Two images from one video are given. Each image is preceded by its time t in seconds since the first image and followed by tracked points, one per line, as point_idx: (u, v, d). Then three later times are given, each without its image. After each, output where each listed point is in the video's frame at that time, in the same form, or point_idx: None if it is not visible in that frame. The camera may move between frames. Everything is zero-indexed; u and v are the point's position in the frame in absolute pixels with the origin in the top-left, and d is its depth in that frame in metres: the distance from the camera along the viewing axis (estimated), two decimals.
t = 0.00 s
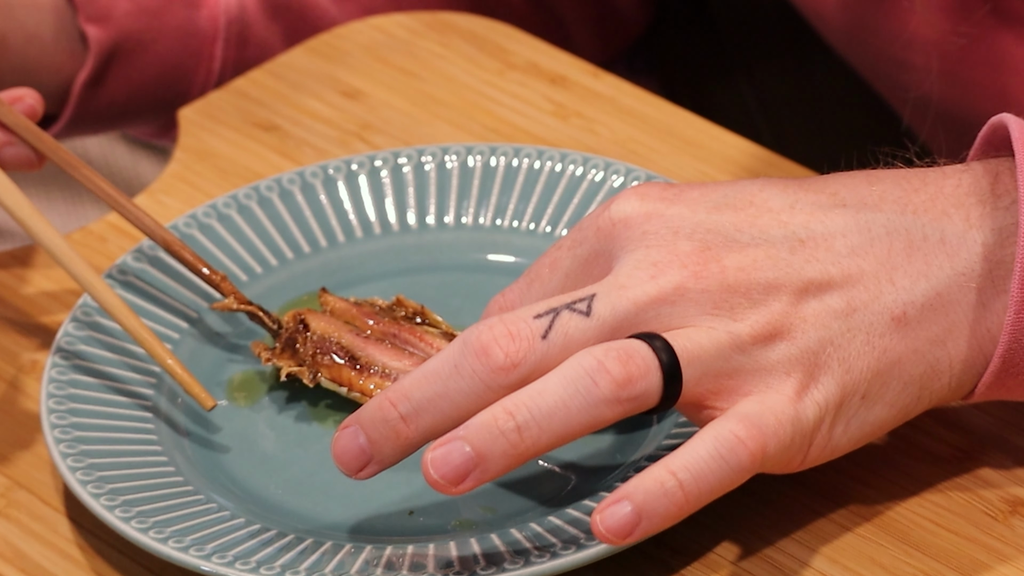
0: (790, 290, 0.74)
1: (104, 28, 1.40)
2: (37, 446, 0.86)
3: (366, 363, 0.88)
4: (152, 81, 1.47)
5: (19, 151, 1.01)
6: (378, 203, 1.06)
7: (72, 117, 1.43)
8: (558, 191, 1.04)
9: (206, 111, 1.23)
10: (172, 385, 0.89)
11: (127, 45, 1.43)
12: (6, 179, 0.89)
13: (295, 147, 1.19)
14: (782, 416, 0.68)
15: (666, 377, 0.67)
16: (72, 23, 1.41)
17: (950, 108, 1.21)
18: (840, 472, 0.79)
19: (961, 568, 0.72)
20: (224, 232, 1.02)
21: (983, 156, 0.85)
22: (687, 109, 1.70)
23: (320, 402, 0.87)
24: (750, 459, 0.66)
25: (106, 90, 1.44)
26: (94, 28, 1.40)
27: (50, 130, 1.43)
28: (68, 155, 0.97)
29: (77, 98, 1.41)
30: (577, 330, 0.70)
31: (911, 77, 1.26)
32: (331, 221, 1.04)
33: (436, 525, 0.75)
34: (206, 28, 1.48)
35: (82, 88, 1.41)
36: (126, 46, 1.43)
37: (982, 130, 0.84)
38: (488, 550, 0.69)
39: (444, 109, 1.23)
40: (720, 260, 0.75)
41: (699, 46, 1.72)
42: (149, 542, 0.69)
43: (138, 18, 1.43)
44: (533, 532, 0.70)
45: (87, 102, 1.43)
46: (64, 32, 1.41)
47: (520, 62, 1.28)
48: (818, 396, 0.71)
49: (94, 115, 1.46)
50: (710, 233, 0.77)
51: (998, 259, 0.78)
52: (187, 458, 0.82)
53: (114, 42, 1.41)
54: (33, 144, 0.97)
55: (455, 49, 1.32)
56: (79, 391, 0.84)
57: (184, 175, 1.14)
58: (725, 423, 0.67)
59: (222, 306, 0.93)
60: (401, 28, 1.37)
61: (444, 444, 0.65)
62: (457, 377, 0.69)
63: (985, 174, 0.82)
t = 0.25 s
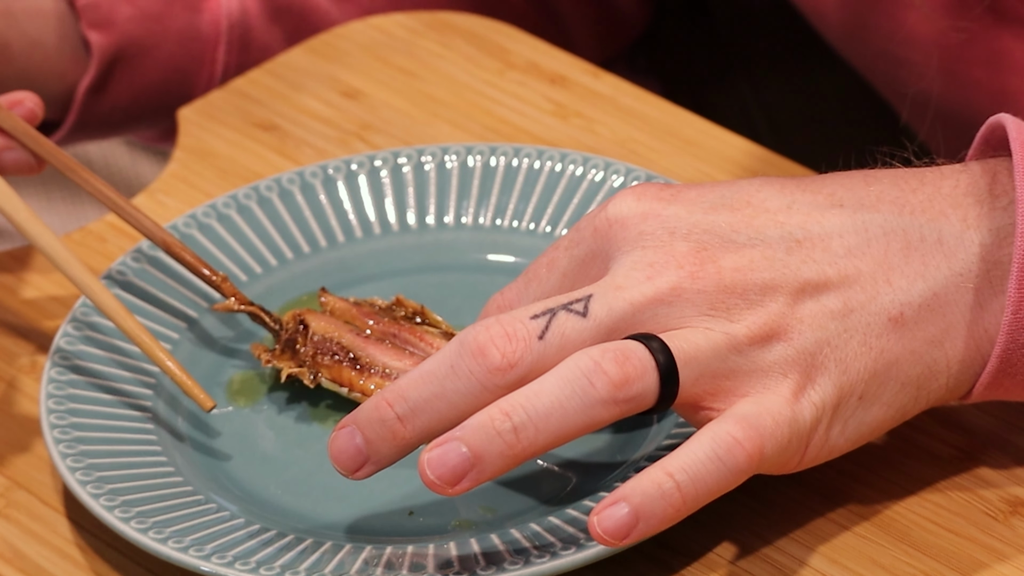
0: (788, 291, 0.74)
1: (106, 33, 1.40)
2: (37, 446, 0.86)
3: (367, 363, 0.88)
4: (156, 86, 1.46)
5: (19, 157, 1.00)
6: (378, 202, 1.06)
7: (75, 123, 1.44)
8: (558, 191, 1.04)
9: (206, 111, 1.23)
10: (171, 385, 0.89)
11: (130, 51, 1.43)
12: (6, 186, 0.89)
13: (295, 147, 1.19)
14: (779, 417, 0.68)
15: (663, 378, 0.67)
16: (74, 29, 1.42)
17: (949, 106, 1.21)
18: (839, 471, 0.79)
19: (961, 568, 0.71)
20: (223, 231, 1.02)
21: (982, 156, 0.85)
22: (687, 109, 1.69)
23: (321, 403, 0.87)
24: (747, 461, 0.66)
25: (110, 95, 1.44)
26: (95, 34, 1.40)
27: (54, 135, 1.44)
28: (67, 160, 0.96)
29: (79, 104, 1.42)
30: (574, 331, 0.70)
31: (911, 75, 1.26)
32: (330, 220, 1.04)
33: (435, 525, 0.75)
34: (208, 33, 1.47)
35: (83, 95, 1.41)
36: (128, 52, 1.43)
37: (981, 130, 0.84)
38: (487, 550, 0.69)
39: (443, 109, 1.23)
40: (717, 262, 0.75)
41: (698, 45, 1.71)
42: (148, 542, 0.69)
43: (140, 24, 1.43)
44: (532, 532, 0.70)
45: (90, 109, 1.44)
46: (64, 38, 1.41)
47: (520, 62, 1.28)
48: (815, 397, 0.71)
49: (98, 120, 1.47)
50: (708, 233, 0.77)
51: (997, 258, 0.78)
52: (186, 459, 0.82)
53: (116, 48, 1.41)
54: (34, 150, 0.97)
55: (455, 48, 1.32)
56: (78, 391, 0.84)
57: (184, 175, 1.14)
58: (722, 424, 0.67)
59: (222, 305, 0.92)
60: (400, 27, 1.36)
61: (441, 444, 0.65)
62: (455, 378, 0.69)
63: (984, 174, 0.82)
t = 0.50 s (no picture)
0: (788, 291, 0.74)
1: (101, 34, 1.40)
2: (36, 446, 0.86)
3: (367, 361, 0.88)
4: (153, 83, 1.46)
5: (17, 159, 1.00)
6: (378, 203, 1.06)
7: (71, 126, 1.43)
8: (558, 191, 1.03)
9: (205, 111, 1.23)
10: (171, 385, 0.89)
11: (125, 52, 1.42)
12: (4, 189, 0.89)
13: (295, 147, 1.19)
14: (780, 417, 0.68)
15: (664, 377, 0.67)
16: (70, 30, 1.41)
17: (950, 106, 1.21)
18: (839, 472, 0.79)
19: (962, 569, 0.71)
20: (223, 232, 1.01)
21: (982, 157, 0.85)
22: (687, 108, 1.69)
23: (321, 400, 0.87)
24: (748, 461, 0.66)
25: (107, 97, 1.44)
26: (91, 35, 1.39)
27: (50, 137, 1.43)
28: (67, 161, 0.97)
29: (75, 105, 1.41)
30: (575, 331, 0.70)
31: (911, 75, 1.26)
32: (330, 221, 1.04)
33: (435, 526, 0.75)
34: (203, 33, 1.48)
35: (79, 97, 1.40)
36: (123, 53, 1.42)
37: (981, 132, 0.84)
38: (487, 551, 0.69)
39: (443, 109, 1.23)
40: (718, 261, 0.75)
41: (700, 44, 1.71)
42: (147, 543, 0.69)
43: (136, 24, 1.43)
44: (532, 532, 0.70)
45: (87, 111, 1.43)
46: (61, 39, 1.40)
47: (520, 62, 1.28)
48: (816, 398, 0.71)
49: (94, 121, 1.45)
50: (709, 233, 0.77)
51: (997, 259, 0.78)
52: (186, 459, 0.82)
53: (111, 49, 1.41)
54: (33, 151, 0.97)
55: (455, 48, 1.32)
56: (78, 391, 0.84)
57: (183, 174, 1.14)
58: (724, 424, 0.67)
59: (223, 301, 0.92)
60: (400, 27, 1.36)
61: (443, 444, 0.65)
62: (456, 378, 0.69)
63: (985, 174, 0.82)
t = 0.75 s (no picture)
0: (788, 289, 0.74)
1: (97, 48, 1.38)
2: (36, 446, 0.86)
3: (369, 360, 0.88)
4: (150, 95, 1.46)
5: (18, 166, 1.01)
6: (378, 203, 1.06)
7: (69, 138, 1.44)
8: (558, 191, 1.03)
9: (205, 111, 1.23)
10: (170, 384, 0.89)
11: (122, 65, 1.41)
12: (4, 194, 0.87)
13: (294, 147, 1.19)
14: (779, 415, 0.68)
15: (665, 374, 0.67)
16: (65, 44, 1.39)
17: (949, 106, 1.21)
18: (839, 471, 0.79)
19: (962, 569, 0.71)
20: (223, 232, 1.01)
21: (981, 158, 0.85)
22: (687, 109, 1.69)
23: (322, 399, 0.87)
24: (748, 458, 0.65)
25: (104, 109, 1.44)
26: (87, 49, 1.37)
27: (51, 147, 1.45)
28: (68, 167, 0.96)
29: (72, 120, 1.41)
30: (575, 328, 0.70)
31: (910, 75, 1.26)
32: (330, 221, 1.04)
33: (435, 526, 0.75)
34: (201, 43, 1.46)
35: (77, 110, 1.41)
36: (120, 66, 1.41)
37: (978, 134, 0.83)
38: (487, 551, 0.69)
39: (443, 108, 1.23)
40: (719, 260, 0.75)
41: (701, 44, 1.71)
42: (147, 543, 0.68)
43: (132, 37, 1.41)
44: (531, 532, 0.70)
45: (83, 123, 1.44)
46: (56, 53, 1.39)
47: (520, 62, 1.28)
48: (815, 396, 0.71)
49: (91, 133, 1.47)
50: (709, 231, 0.77)
51: (996, 258, 0.78)
52: (186, 460, 0.82)
53: (107, 63, 1.40)
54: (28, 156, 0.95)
55: (454, 48, 1.32)
56: (77, 391, 0.84)
57: (183, 175, 1.14)
58: (724, 421, 0.67)
59: (229, 299, 0.96)
60: (400, 27, 1.36)
61: (442, 439, 0.65)
62: (456, 374, 0.68)
63: (984, 175, 0.82)
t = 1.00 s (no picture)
0: (791, 289, 0.74)
1: (91, 54, 1.38)
2: (35, 447, 0.86)
3: (370, 359, 0.88)
4: (146, 102, 1.45)
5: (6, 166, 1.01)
6: (378, 203, 1.05)
7: (63, 144, 1.45)
8: (558, 191, 1.03)
9: (205, 111, 1.23)
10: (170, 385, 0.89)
11: (117, 71, 1.41)
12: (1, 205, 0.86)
13: (294, 147, 1.19)
14: (783, 414, 0.68)
15: (668, 373, 0.67)
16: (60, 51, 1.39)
17: (949, 106, 1.21)
18: (839, 472, 0.79)
19: (963, 569, 0.71)
20: (222, 232, 1.01)
21: (984, 157, 0.85)
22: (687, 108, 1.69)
23: (324, 398, 0.87)
24: (752, 457, 0.65)
25: (98, 115, 1.44)
26: (81, 56, 1.37)
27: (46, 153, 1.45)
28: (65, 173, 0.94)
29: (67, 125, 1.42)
30: (578, 327, 0.70)
31: (911, 75, 1.26)
32: (330, 221, 1.04)
33: (435, 526, 0.75)
34: (196, 49, 1.45)
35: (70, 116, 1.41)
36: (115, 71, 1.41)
37: (982, 132, 0.83)
38: (486, 551, 0.69)
39: (443, 108, 1.23)
40: (721, 259, 0.75)
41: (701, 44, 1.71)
42: (147, 543, 0.68)
43: (126, 43, 1.40)
44: (532, 532, 0.70)
45: (78, 129, 1.44)
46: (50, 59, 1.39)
47: (520, 62, 1.28)
48: (819, 395, 0.71)
49: (86, 139, 1.47)
50: (712, 230, 0.77)
51: (998, 258, 0.78)
52: (186, 461, 0.82)
53: (102, 69, 1.39)
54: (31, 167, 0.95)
55: (454, 48, 1.32)
56: (77, 391, 0.84)
57: (182, 174, 1.14)
58: (728, 419, 0.67)
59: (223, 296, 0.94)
60: (400, 27, 1.36)
61: (445, 439, 0.65)
62: (459, 373, 0.68)
63: (986, 175, 0.82)
